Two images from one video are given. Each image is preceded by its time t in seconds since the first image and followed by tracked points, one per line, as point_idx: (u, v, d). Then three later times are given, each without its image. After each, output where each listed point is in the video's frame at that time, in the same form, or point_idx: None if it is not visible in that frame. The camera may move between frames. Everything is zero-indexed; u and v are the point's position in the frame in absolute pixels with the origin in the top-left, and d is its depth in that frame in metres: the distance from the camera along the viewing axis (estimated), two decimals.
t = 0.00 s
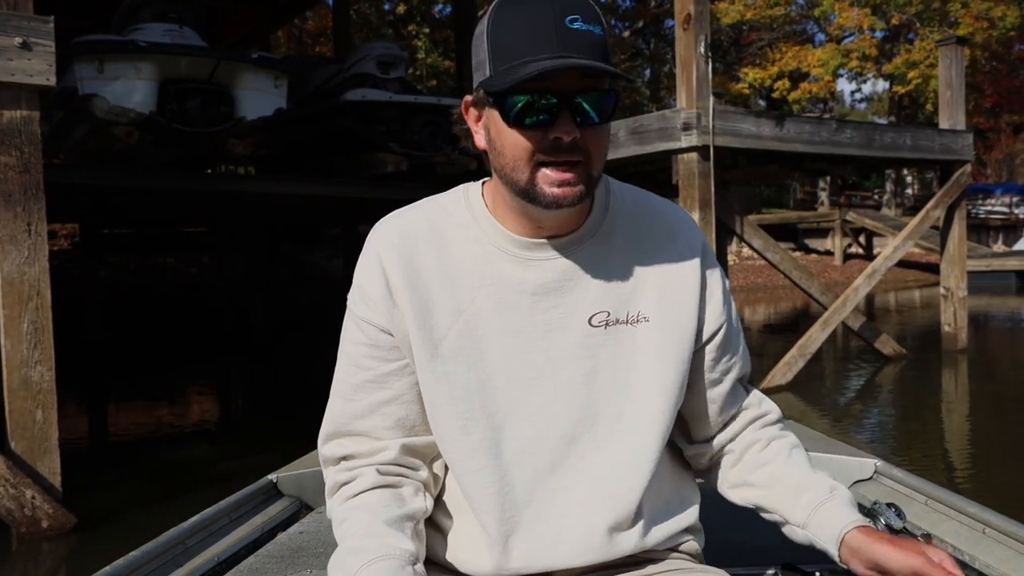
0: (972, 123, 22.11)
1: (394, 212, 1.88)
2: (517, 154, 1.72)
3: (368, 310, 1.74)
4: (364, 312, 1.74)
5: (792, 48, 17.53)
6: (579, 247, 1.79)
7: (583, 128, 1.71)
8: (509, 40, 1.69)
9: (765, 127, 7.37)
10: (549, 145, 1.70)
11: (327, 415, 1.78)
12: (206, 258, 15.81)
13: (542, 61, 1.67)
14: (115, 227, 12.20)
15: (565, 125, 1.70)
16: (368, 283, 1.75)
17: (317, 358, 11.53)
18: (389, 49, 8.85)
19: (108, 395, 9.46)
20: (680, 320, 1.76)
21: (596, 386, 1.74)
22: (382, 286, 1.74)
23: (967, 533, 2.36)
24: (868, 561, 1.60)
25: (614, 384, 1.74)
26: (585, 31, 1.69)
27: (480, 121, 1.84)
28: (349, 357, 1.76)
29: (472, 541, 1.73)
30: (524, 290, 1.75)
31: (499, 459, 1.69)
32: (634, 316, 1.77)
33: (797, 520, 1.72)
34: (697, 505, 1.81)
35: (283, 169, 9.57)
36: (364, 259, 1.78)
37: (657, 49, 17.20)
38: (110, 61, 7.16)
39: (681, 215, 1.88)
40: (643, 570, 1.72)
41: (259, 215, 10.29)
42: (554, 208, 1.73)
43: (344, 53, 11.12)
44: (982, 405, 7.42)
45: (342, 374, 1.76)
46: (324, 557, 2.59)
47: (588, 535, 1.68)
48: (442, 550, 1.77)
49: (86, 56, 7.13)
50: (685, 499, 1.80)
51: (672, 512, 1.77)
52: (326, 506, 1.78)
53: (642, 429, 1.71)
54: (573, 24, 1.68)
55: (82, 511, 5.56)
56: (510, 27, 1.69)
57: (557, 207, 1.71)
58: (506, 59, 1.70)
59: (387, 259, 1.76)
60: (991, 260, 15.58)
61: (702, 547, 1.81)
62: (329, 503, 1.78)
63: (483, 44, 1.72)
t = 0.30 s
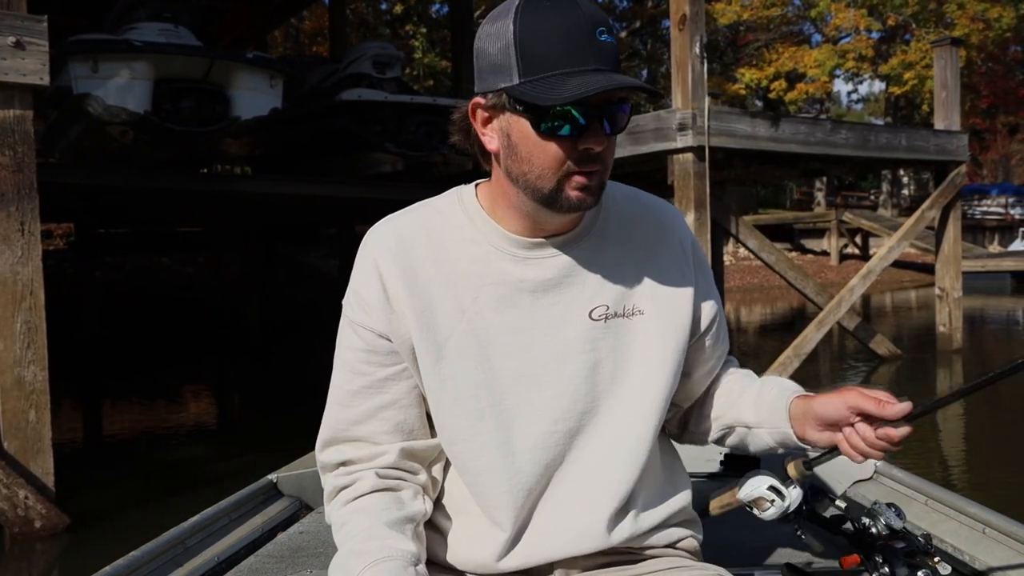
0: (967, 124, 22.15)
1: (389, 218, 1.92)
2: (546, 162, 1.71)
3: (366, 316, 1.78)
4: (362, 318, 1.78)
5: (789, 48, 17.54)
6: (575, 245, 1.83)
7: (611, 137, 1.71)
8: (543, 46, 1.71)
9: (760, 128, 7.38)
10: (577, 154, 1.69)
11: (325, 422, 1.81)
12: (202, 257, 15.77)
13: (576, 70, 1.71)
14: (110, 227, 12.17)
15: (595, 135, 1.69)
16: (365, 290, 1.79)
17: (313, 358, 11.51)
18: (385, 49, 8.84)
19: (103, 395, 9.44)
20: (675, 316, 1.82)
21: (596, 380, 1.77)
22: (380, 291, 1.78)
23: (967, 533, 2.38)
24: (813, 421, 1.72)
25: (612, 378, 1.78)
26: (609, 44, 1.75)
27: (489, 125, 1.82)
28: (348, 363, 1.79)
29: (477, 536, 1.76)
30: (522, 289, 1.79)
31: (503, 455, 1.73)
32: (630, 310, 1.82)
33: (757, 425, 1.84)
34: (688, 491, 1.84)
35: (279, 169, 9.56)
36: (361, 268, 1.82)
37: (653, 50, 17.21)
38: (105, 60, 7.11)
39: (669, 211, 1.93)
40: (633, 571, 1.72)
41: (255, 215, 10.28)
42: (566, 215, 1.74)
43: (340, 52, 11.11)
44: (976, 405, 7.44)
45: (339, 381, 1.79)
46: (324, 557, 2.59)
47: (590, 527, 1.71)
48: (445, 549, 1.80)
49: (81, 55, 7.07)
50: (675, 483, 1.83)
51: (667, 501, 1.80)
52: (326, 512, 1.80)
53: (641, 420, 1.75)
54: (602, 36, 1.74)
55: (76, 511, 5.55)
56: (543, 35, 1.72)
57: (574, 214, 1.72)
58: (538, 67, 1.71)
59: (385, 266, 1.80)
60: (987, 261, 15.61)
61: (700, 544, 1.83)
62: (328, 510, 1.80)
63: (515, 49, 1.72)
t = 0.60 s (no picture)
0: (963, 125, 22.22)
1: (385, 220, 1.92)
2: (543, 162, 1.70)
3: (361, 316, 1.78)
4: (357, 318, 1.78)
5: (785, 49, 17.56)
6: (569, 242, 1.83)
7: (608, 139, 1.72)
8: (545, 50, 1.71)
9: (755, 128, 7.38)
10: (575, 156, 1.70)
11: (322, 421, 1.81)
12: (198, 257, 15.75)
13: (578, 74, 1.71)
14: (105, 227, 12.14)
15: (592, 138, 1.69)
16: (361, 290, 1.80)
17: (309, 358, 11.50)
18: (381, 49, 8.84)
19: (99, 396, 9.41)
20: (668, 311, 1.82)
21: (591, 374, 1.77)
22: (375, 291, 1.79)
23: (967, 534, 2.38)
24: (789, 378, 1.76)
25: (607, 371, 1.78)
26: (608, 48, 1.75)
27: (487, 125, 1.82)
28: (343, 362, 1.79)
29: (475, 531, 1.76)
30: (516, 284, 1.79)
31: (499, 449, 1.73)
32: (623, 304, 1.82)
33: (741, 398, 1.85)
34: (684, 486, 1.84)
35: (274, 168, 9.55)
36: (357, 269, 1.82)
37: (650, 50, 17.25)
38: (99, 60, 7.17)
39: (661, 209, 1.93)
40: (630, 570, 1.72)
41: (251, 215, 10.26)
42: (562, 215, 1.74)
43: (336, 52, 11.10)
44: (971, 405, 7.46)
45: (336, 381, 1.79)
46: (324, 557, 2.59)
47: (586, 519, 1.71)
48: (444, 545, 1.80)
49: (75, 54, 7.14)
50: (670, 477, 1.83)
51: (661, 493, 1.79)
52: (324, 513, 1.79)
53: (635, 412, 1.75)
54: (602, 41, 1.74)
55: (70, 512, 5.53)
56: (546, 38, 1.72)
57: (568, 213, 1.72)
58: (539, 70, 1.72)
59: (380, 266, 1.80)
60: (982, 261, 15.64)
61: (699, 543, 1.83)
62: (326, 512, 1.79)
63: (517, 50, 1.72)
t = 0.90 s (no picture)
0: (959, 126, 22.26)
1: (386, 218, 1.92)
2: (535, 152, 1.72)
3: (363, 314, 1.78)
4: (358, 317, 1.78)
5: (781, 49, 17.58)
6: (570, 241, 1.83)
7: (601, 128, 1.73)
8: (535, 39, 1.71)
9: (751, 128, 7.39)
10: (568, 145, 1.71)
11: (323, 419, 1.81)
12: (194, 257, 15.74)
13: (568, 64, 1.71)
14: (101, 226, 12.12)
15: (584, 126, 1.70)
16: (362, 288, 1.80)
17: (305, 358, 11.50)
18: (376, 49, 8.82)
19: (94, 395, 9.40)
20: (668, 311, 1.82)
21: (592, 374, 1.77)
22: (377, 290, 1.79)
23: (967, 533, 2.38)
24: (766, 348, 1.77)
25: (607, 372, 1.78)
26: (600, 40, 1.75)
27: (484, 118, 1.83)
28: (345, 361, 1.79)
29: (474, 530, 1.76)
30: (518, 284, 1.79)
31: (499, 449, 1.73)
32: (623, 305, 1.82)
33: (728, 381, 1.85)
34: (684, 486, 1.84)
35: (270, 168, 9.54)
36: (359, 266, 1.82)
37: (647, 51, 17.29)
38: (93, 59, 7.10)
39: (660, 208, 1.93)
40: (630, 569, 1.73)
41: (247, 215, 10.26)
42: (559, 211, 1.75)
43: (333, 52, 11.10)
44: (966, 405, 7.47)
45: (337, 378, 1.79)
46: (324, 557, 2.59)
47: (586, 519, 1.71)
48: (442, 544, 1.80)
49: (69, 54, 7.06)
50: (670, 476, 1.83)
51: (659, 492, 1.80)
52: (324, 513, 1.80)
53: (635, 413, 1.75)
54: (594, 32, 1.74)
55: (65, 512, 5.52)
56: (537, 29, 1.72)
57: (564, 207, 1.72)
58: (532, 60, 1.72)
59: (382, 265, 1.80)
60: (977, 261, 15.67)
61: (698, 542, 1.83)
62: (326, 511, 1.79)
63: (508, 40, 1.73)
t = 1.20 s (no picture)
0: (955, 126, 22.31)
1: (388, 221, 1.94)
2: (520, 140, 1.77)
3: (365, 315, 1.80)
4: (360, 317, 1.80)
5: (779, 49, 17.57)
6: (569, 239, 1.83)
7: (582, 113, 1.77)
8: (511, 31, 1.77)
9: (746, 129, 7.39)
10: (551, 130, 1.75)
11: (327, 420, 1.83)
12: (191, 257, 15.71)
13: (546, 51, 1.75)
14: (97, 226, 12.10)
15: (563, 111, 1.75)
16: (363, 290, 1.81)
17: (301, 358, 11.48)
18: (372, 49, 8.81)
19: (90, 396, 9.39)
20: (668, 308, 1.81)
21: (592, 374, 1.77)
22: (377, 291, 1.80)
23: (967, 533, 2.38)
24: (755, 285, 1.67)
25: (606, 371, 1.78)
26: (579, 30, 1.78)
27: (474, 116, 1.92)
28: (347, 361, 1.81)
29: (475, 529, 1.77)
30: (516, 284, 1.79)
31: (498, 448, 1.73)
32: (622, 304, 1.82)
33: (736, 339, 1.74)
34: (686, 491, 1.84)
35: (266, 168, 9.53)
36: (358, 268, 1.84)
37: (644, 51, 17.34)
38: (89, 59, 7.02)
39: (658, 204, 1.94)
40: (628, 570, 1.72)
41: (244, 215, 10.24)
42: (552, 200, 1.78)
43: (329, 52, 11.10)
44: (962, 405, 7.49)
45: (340, 379, 1.81)
46: (324, 557, 2.58)
47: (591, 519, 1.71)
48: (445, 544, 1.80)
49: (64, 54, 6.97)
50: (675, 482, 1.83)
51: (664, 496, 1.79)
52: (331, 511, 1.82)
53: (633, 413, 1.75)
54: (570, 22, 1.77)
55: (60, 512, 5.53)
56: (513, 20, 1.77)
57: (557, 192, 1.76)
58: (506, 53, 1.77)
59: (382, 267, 1.81)
60: (974, 261, 15.68)
61: (697, 542, 1.82)
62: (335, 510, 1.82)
63: (487, 34, 1.80)
